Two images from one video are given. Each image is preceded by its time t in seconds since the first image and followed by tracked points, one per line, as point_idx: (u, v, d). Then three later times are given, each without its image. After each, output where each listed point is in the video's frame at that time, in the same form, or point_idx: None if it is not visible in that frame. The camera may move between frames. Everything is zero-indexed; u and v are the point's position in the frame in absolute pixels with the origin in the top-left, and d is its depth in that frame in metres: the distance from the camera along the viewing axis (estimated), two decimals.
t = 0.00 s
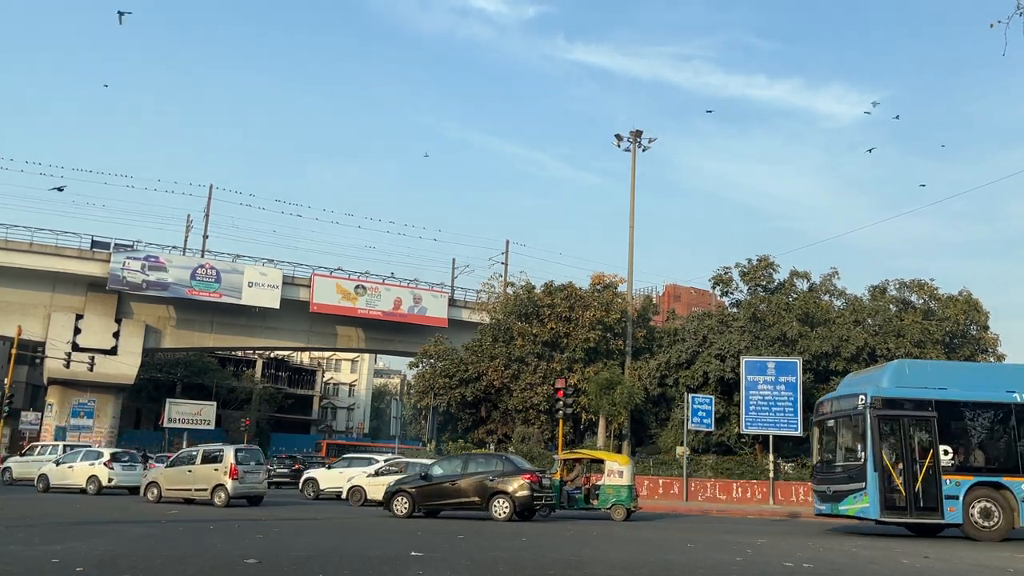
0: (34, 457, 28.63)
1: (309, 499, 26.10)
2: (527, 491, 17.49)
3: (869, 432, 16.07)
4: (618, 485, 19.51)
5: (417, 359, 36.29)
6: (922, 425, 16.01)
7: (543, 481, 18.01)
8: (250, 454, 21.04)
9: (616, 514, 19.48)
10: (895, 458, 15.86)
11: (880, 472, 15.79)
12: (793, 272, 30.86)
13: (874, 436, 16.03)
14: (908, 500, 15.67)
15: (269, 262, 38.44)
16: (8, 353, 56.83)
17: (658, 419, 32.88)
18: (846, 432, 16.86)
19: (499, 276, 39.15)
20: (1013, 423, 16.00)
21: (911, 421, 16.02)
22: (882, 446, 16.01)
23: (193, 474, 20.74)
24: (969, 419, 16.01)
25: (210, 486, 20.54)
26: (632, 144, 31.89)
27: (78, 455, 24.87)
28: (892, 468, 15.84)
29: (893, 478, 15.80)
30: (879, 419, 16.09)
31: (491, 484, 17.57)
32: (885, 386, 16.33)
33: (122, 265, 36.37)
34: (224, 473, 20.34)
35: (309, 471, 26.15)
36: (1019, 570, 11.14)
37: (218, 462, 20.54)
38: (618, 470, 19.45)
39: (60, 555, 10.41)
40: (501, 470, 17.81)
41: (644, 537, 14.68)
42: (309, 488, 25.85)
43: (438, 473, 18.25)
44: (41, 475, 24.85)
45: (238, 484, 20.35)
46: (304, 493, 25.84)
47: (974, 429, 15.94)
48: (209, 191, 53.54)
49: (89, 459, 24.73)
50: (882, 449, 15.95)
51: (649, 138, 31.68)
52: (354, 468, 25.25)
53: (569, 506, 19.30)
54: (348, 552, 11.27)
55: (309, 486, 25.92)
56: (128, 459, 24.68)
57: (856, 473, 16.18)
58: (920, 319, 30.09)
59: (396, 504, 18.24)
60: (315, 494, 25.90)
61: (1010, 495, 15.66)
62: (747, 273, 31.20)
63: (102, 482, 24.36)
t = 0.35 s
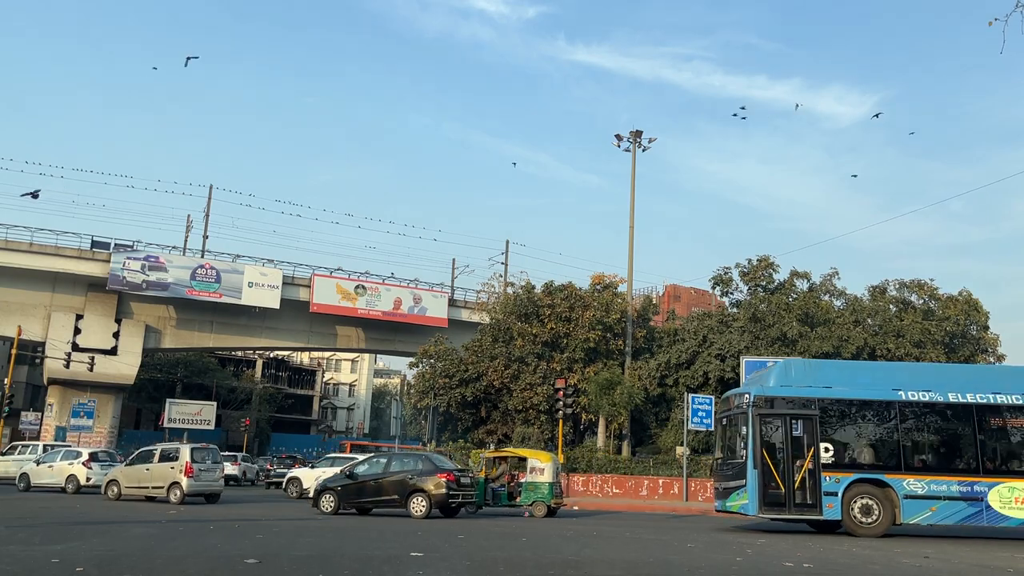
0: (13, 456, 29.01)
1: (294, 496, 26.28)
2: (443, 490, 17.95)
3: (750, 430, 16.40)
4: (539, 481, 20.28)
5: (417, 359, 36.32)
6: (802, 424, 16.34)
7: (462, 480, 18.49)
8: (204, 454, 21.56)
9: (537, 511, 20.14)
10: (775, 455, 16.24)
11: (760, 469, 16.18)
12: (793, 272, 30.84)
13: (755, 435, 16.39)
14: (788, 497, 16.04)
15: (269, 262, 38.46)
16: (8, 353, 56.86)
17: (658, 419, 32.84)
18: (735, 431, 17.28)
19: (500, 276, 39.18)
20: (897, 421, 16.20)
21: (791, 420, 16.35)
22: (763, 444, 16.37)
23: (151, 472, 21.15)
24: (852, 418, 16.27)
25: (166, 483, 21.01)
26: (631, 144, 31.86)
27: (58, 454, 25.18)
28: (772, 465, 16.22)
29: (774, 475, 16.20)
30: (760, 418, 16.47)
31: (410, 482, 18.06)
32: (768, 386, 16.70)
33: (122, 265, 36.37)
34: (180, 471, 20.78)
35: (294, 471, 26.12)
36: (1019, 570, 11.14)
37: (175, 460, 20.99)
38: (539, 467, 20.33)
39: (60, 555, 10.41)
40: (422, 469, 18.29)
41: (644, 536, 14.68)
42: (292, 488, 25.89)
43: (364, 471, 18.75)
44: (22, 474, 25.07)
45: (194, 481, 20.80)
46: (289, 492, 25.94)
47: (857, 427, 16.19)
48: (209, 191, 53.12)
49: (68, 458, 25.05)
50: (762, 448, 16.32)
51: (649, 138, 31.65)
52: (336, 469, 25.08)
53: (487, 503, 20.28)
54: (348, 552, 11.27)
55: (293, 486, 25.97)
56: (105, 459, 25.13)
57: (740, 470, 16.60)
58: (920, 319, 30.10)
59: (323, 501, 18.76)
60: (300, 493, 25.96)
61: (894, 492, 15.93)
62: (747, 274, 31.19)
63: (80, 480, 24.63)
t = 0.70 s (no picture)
0: None
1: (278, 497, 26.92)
2: (374, 488, 18.48)
3: (639, 430, 16.63)
4: (468, 479, 20.45)
5: (416, 360, 36.33)
6: (692, 423, 16.65)
7: (393, 478, 18.99)
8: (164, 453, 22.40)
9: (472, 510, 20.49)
10: (663, 453, 16.52)
11: (647, 467, 16.43)
12: (793, 272, 30.81)
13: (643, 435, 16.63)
14: (673, 495, 16.30)
15: (269, 262, 38.47)
16: (8, 353, 56.88)
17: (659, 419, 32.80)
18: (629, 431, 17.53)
19: (500, 276, 39.18)
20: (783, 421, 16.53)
21: (680, 419, 16.66)
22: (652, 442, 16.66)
23: (112, 471, 21.92)
24: (739, 417, 16.60)
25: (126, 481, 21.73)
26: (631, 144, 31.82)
27: (38, 454, 25.58)
28: (659, 462, 16.48)
29: (661, 473, 16.47)
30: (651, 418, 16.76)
31: (343, 480, 18.55)
32: (659, 386, 17.04)
33: (122, 265, 36.37)
34: (140, 469, 21.50)
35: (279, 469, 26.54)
36: (1019, 570, 11.15)
37: (135, 460, 21.77)
38: (468, 465, 20.38)
39: (61, 555, 10.42)
40: (353, 469, 18.78)
41: (644, 537, 14.68)
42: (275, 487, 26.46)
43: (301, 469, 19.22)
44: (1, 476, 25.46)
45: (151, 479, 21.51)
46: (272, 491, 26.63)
47: (746, 427, 16.54)
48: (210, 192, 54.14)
49: (48, 458, 25.36)
50: (651, 446, 16.60)
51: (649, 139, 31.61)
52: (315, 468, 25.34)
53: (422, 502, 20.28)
54: (349, 552, 11.26)
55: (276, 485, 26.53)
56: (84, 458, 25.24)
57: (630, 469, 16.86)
58: (920, 319, 30.10)
59: (262, 498, 19.17)
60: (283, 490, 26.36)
61: (778, 490, 16.33)
62: (747, 273, 31.16)
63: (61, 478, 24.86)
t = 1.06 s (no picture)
0: None
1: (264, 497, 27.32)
2: (315, 486, 18.87)
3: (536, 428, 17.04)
4: (405, 477, 20.88)
5: (416, 360, 36.45)
6: (586, 422, 17.10)
7: (335, 476, 19.39)
8: (129, 451, 22.97)
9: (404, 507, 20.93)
10: (557, 452, 17.01)
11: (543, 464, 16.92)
12: (793, 272, 30.79)
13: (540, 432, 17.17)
14: (567, 491, 16.81)
15: (269, 262, 38.48)
16: (8, 353, 56.89)
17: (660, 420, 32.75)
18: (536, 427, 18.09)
19: (500, 276, 39.14)
20: (674, 419, 16.88)
21: (575, 419, 17.14)
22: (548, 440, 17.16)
23: (80, 470, 22.66)
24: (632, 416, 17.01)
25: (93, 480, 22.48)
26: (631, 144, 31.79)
27: (19, 453, 26.09)
28: (554, 459, 17.00)
29: (556, 470, 16.99)
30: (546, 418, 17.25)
31: (286, 478, 18.95)
32: (557, 387, 17.48)
33: (122, 265, 36.37)
34: (106, 469, 22.28)
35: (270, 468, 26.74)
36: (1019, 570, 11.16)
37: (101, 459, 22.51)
38: (405, 465, 20.82)
39: (60, 555, 10.42)
40: (297, 468, 19.21)
41: (644, 536, 14.68)
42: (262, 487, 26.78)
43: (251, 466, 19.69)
44: None
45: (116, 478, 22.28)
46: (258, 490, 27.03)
47: (640, 425, 16.95)
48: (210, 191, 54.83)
49: (28, 458, 25.70)
50: (546, 445, 17.09)
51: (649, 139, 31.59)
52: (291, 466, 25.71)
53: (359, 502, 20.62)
54: (349, 552, 11.26)
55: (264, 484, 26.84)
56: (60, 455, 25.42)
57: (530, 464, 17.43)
58: (920, 318, 30.07)
59: (212, 495, 19.67)
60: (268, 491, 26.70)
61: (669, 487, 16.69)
62: (747, 273, 31.15)
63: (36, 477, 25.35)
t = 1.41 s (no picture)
0: None
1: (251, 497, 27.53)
2: (260, 484, 19.48)
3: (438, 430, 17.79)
4: (348, 475, 22.12)
5: (417, 360, 36.56)
6: (488, 423, 17.77)
7: (281, 476, 19.92)
8: (97, 451, 24.17)
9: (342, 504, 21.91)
10: (461, 452, 17.71)
11: (445, 463, 17.61)
12: (793, 272, 30.79)
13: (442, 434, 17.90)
14: (467, 489, 17.48)
15: (269, 262, 38.49)
16: (8, 353, 56.89)
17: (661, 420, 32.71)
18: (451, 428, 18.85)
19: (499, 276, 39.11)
20: (574, 420, 17.42)
21: (477, 420, 17.79)
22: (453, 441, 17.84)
23: (48, 468, 23.79)
24: (534, 417, 17.62)
25: (60, 478, 23.61)
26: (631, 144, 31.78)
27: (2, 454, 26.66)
28: (457, 459, 17.69)
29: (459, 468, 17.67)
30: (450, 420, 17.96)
31: (234, 476, 19.65)
32: (464, 389, 18.20)
33: (122, 265, 36.38)
34: (72, 467, 23.43)
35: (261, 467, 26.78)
36: (1019, 570, 11.16)
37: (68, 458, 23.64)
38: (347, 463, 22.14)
39: (61, 555, 10.43)
40: (246, 468, 19.94)
41: (644, 537, 14.67)
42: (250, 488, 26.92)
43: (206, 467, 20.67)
44: None
45: (83, 476, 23.46)
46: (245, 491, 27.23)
47: (536, 427, 17.55)
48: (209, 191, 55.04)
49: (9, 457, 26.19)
50: (450, 446, 17.78)
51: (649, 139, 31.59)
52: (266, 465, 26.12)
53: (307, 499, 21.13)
54: (348, 552, 11.25)
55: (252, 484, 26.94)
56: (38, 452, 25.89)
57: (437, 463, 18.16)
58: (920, 318, 30.07)
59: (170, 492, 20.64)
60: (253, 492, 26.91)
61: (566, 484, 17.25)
62: (747, 273, 31.16)
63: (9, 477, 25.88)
